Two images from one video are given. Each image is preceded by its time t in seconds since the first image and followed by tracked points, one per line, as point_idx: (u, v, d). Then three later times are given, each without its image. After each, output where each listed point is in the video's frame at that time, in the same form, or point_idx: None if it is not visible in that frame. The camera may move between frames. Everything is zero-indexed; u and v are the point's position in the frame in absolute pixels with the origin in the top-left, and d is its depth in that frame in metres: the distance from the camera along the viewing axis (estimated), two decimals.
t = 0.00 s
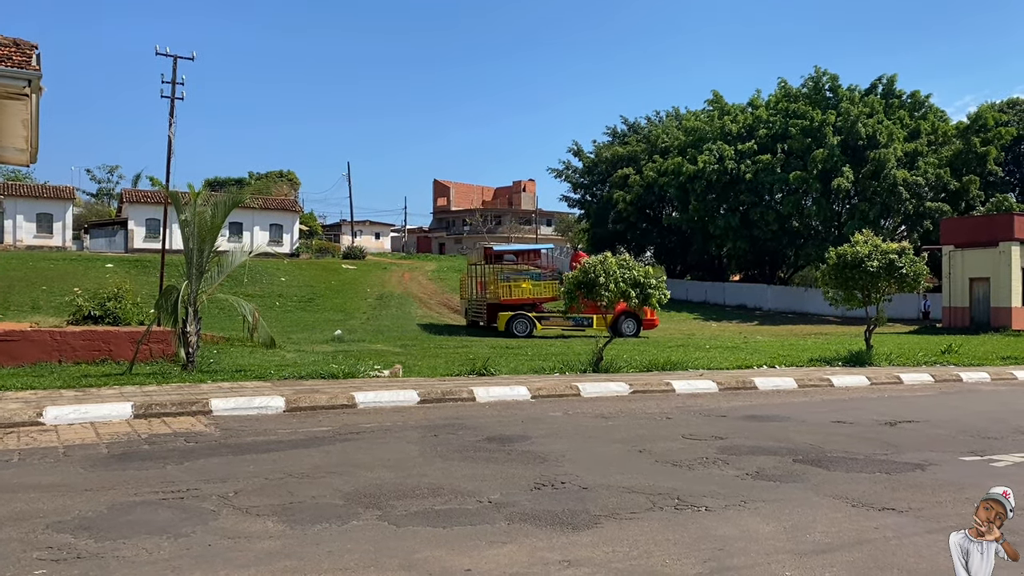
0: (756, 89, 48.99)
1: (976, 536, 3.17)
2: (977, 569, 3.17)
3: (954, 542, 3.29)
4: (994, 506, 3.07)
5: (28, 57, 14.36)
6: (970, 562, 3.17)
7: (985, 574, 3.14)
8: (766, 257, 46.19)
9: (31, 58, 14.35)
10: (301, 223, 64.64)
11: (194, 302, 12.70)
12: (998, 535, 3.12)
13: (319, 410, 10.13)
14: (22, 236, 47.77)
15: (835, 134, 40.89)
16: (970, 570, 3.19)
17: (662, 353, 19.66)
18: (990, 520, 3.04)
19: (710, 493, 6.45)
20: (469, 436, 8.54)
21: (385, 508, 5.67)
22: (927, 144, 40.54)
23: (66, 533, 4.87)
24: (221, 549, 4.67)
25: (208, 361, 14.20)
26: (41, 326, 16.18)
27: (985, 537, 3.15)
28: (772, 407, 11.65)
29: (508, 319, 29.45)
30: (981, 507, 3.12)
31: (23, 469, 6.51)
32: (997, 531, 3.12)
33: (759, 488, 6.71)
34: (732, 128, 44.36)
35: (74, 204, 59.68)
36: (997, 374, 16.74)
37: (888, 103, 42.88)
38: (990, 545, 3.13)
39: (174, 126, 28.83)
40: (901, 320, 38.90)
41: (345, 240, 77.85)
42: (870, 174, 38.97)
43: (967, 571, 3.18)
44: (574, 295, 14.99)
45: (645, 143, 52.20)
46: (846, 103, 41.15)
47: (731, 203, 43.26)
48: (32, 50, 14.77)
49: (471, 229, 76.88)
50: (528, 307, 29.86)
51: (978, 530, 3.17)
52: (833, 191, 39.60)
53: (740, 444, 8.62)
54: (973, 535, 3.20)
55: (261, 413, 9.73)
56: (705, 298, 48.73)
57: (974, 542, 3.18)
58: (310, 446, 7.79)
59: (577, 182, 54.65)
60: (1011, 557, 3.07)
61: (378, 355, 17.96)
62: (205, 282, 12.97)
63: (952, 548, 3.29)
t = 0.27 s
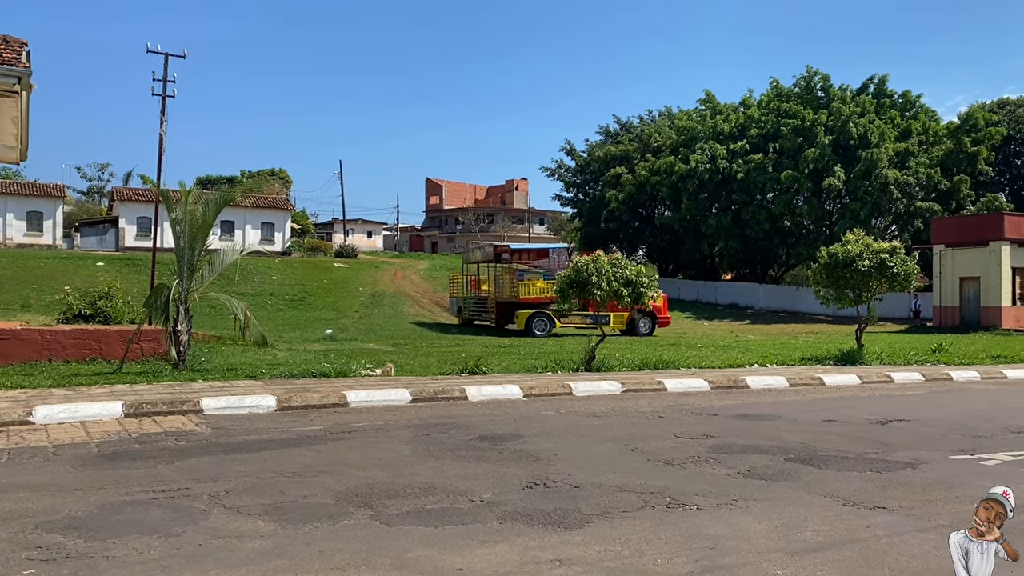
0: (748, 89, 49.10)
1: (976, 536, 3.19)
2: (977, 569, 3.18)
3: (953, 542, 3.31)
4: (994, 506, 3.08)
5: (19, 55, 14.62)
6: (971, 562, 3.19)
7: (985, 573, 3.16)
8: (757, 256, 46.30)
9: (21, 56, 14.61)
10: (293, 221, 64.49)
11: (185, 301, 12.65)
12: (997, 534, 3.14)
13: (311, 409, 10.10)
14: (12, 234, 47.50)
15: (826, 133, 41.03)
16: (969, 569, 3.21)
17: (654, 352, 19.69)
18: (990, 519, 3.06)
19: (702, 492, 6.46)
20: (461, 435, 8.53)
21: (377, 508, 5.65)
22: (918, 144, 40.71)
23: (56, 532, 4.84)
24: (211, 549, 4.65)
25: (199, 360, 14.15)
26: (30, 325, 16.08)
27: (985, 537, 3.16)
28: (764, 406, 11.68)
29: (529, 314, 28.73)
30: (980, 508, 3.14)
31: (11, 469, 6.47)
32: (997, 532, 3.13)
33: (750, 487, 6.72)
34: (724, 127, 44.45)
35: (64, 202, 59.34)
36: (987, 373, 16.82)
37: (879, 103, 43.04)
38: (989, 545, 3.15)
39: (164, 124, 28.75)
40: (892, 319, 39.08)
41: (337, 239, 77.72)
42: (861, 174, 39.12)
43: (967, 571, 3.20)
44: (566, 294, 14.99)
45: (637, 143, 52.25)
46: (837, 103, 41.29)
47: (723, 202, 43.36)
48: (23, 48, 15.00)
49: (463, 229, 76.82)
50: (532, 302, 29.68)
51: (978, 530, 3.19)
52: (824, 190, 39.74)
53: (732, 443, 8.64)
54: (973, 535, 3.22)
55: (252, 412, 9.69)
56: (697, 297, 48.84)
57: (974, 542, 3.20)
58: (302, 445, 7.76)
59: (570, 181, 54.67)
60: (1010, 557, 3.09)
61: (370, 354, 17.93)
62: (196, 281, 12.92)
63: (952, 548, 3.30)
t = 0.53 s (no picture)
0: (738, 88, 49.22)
1: (976, 536, 3.18)
2: (977, 568, 3.17)
3: (953, 541, 3.30)
4: (995, 506, 3.08)
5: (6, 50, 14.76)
6: (971, 562, 3.18)
7: (985, 573, 3.16)
8: (747, 255, 46.46)
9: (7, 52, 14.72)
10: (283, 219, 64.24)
11: (174, 299, 12.57)
12: (998, 534, 3.13)
13: (300, 408, 10.06)
14: None
15: (815, 133, 41.18)
16: (969, 569, 3.20)
17: (644, 351, 19.73)
18: (991, 520, 3.06)
19: (692, 491, 6.48)
20: (451, 434, 8.52)
21: (367, 507, 5.64)
22: (907, 144, 40.92)
23: (43, 532, 4.80)
24: (201, 548, 4.63)
25: (187, 358, 14.06)
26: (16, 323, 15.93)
27: (985, 537, 3.16)
28: (753, 404, 11.73)
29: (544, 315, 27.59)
30: (980, 508, 3.14)
31: None
32: (998, 531, 3.12)
33: (740, 485, 6.74)
34: (714, 127, 44.58)
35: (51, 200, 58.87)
36: (975, 372, 16.94)
37: (868, 103, 43.24)
38: (989, 545, 3.14)
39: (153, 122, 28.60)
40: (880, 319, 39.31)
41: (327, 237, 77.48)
42: (850, 174, 39.28)
43: (967, 571, 3.19)
44: (557, 293, 14.98)
45: (628, 142, 52.31)
46: (827, 103, 41.45)
47: (712, 202, 43.48)
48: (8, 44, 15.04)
49: (454, 227, 76.74)
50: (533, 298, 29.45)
51: (978, 530, 3.18)
52: (813, 190, 39.92)
53: (722, 441, 8.67)
54: (973, 535, 3.21)
55: (241, 411, 9.65)
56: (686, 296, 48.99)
57: (974, 542, 3.19)
58: (291, 444, 7.73)
59: (560, 180, 54.70)
60: (1010, 557, 3.08)
61: (360, 353, 17.88)
62: (185, 279, 12.83)
63: (952, 548, 3.29)
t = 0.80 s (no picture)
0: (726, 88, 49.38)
1: (975, 536, 3.17)
2: (976, 568, 3.16)
3: (952, 541, 3.28)
4: (995, 506, 3.07)
5: None
6: (970, 562, 3.16)
7: (985, 574, 3.14)
8: (735, 254, 46.63)
9: None
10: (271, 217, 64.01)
11: (162, 296, 12.50)
12: (997, 534, 3.12)
13: (290, 407, 10.03)
14: None
15: (803, 133, 41.39)
16: (970, 569, 3.18)
17: (633, 349, 19.76)
18: (991, 520, 3.05)
19: (682, 489, 6.51)
20: (441, 433, 8.51)
21: (357, 505, 5.63)
22: (894, 144, 41.18)
23: (32, 531, 4.77)
24: (190, 547, 4.61)
25: (176, 356, 13.99)
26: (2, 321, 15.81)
27: (984, 537, 3.14)
28: (742, 403, 11.78)
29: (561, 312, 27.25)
30: (980, 507, 3.13)
31: None
32: (998, 531, 3.11)
33: (729, 483, 6.77)
34: (703, 126, 44.73)
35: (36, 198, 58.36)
36: (961, 371, 17.09)
37: (855, 103, 43.50)
38: (990, 545, 3.13)
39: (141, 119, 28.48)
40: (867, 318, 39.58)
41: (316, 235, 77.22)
42: (837, 174, 39.51)
43: (967, 571, 3.17)
44: (546, 291, 14.96)
45: (617, 141, 52.40)
46: (814, 103, 41.66)
47: (700, 201, 43.63)
48: None
49: (443, 225, 76.65)
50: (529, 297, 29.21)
51: (978, 530, 3.17)
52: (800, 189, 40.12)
53: (710, 439, 8.71)
54: (972, 535, 3.19)
55: (231, 409, 9.61)
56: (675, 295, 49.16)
57: (974, 542, 3.17)
58: (281, 443, 7.71)
59: (549, 178, 54.77)
60: (1010, 557, 3.07)
61: (349, 351, 17.83)
62: (173, 276, 12.78)
63: (951, 548, 3.27)
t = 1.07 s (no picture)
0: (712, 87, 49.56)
1: (976, 536, 3.22)
2: (976, 568, 3.22)
3: (952, 541, 3.34)
4: (994, 506, 3.12)
5: None
6: (970, 562, 3.22)
7: (984, 573, 3.20)
8: (720, 253, 46.84)
9: None
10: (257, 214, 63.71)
11: (147, 293, 12.42)
12: (997, 535, 3.17)
13: (277, 404, 10.00)
14: None
15: (789, 133, 41.63)
16: (969, 569, 3.24)
17: (620, 348, 19.81)
18: (991, 520, 3.10)
19: (669, 486, 6.55)
20: (429, 430, 8.51)
21: (346, 503, 5.62)
22: (878, 144, 41.48)
23: (18, 529, 4.73)
24: (179, 544, 4.59)
25: (161, 354, 13.90)
26: None
27: (985, 537, 3.20)
28: (728, 401, 11.86)
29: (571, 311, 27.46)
30: (980, 508, 3.18)
31: None
32: (998, 532, 3.17)
33: (716, 480, 6.81)
34: (689, 125, 44.89)
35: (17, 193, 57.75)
36: (944, 369, 17.27)
37: (840, 103, 43.78)
38: (990, 545, 3.18)
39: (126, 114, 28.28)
40: (852, 317, 39.87)
41: (301, 232, 76.90)
42: (822, 173, 39.77)
43: (967, 571, 3.23)
44: (533, 289, 15.00)
45: (603, 139, 52.50)
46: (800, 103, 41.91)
47: (687, 199, 43.79)
48: None
49: (429, 223, 76.51)
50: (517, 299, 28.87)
51: (978, 530, 3.22)
52: (785, 188, 40.36)
53: (697, 437, 8.76)
54: (972, 535, 3.25)
55: (217, 407, 9.57)
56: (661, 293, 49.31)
57: (974, 542, 3.23)
58: (269, 440, 7.69)
59: (536, 176, 54.82)
60: (1010, 557, 3.13)
61: (335, 349, 17.77)
62: (159, 273, 12.71)
63: (951, 548, 3.34)
